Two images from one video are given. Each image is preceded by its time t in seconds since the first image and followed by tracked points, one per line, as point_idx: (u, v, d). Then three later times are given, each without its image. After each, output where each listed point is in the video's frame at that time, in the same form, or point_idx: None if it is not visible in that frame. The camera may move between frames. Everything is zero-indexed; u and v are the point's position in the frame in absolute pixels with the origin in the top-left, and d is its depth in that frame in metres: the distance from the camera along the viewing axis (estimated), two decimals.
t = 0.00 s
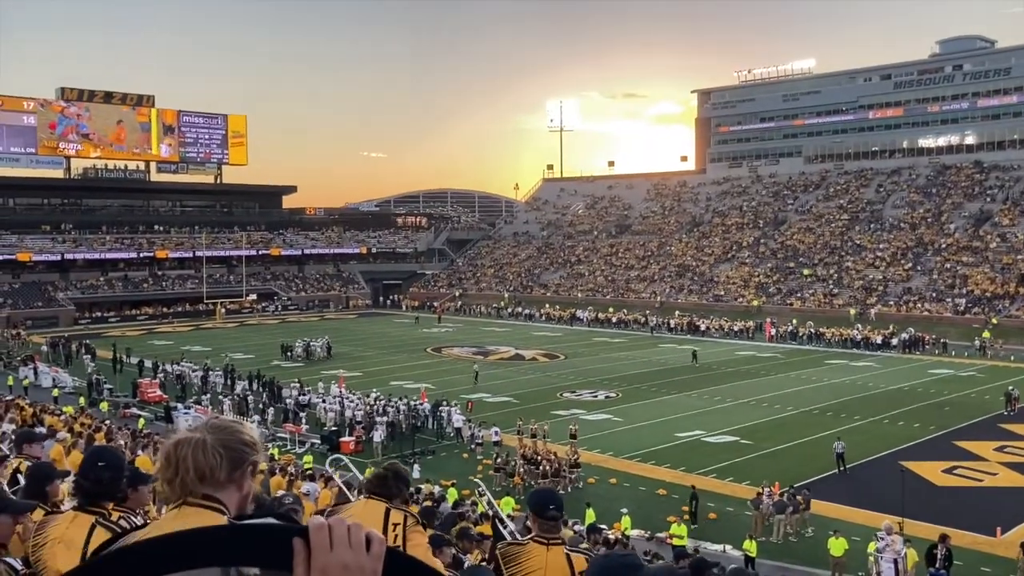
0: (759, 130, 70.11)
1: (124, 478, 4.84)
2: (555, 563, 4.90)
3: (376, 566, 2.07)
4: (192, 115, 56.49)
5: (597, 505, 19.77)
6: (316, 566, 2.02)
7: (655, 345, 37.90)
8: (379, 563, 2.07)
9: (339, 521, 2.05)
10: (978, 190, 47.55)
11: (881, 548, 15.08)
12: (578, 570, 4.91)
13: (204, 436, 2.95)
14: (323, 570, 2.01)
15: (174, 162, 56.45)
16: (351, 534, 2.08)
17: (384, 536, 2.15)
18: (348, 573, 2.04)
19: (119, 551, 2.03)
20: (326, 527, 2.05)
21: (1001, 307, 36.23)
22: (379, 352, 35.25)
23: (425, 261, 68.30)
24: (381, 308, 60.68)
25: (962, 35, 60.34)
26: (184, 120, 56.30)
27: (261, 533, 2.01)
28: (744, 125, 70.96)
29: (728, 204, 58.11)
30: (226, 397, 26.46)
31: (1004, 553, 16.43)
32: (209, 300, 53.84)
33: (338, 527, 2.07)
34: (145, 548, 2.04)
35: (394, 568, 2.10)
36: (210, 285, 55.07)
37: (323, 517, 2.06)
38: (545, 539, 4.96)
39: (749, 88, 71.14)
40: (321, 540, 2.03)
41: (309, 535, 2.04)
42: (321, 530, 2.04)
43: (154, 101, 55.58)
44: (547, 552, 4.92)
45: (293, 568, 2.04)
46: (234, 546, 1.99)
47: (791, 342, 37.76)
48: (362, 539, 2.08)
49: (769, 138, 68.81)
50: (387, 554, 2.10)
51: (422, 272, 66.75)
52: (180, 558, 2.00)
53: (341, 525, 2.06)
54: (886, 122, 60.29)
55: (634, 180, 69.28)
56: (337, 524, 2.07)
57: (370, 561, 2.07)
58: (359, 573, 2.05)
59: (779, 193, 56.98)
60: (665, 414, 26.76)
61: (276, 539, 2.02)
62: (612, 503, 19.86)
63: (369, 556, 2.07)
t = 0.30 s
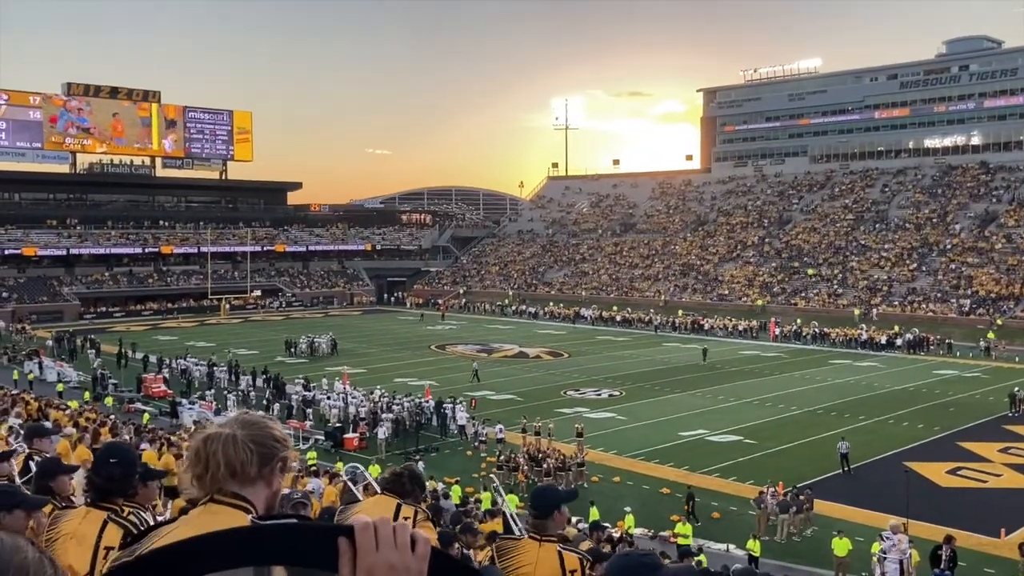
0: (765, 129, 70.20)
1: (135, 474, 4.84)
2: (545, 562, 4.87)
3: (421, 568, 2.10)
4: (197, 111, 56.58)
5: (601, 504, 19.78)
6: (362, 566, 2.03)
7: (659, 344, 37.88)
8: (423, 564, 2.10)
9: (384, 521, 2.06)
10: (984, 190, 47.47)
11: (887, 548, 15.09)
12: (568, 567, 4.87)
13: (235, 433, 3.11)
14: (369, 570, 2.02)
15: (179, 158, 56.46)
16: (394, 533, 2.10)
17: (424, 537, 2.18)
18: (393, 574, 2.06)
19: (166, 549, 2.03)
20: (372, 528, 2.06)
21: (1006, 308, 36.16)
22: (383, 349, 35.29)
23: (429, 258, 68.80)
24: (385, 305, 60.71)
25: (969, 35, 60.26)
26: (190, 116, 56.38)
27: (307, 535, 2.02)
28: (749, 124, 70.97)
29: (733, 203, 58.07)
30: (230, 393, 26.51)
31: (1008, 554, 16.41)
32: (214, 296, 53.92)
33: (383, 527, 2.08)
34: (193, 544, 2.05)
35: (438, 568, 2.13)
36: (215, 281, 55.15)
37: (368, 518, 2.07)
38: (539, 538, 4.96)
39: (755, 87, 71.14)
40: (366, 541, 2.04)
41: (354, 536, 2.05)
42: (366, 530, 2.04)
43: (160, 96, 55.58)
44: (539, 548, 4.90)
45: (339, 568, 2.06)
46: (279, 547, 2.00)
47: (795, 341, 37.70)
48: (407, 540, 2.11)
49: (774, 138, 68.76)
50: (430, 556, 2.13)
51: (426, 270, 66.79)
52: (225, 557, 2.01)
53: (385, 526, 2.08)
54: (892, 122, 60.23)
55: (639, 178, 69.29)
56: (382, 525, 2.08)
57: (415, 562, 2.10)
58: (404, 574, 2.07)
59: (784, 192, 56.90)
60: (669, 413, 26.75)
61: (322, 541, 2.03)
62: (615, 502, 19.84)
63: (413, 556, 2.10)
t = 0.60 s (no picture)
0: (771, 130, 70.25)
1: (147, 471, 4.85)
2: (547, 564, 4.83)
3: (450, 566, 2.11)
4: (204, 108, 56.59)
5: (605, 503, 19.77)
6: (392, 565, 2.03)
7: (663, 344, 37.87)
8: (452, 562, 2.12)
9: (415, 519, 2.07)
10: (991, 192, 47.36)
11: (892, 550, 15.08)
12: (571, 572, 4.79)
13: (253, 431, 3.11)
14: (399, 569, 2.03)
15: (185, 155, 56.54)
16: (425, 531, 2.11)
17: (454, 536, 2.18)
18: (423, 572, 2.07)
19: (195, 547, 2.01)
20: (402, 526, 2.06)
21: (1011, 310, 36.07)
22: (387, 347, 35.32)
23: (434, 256, 68.87)
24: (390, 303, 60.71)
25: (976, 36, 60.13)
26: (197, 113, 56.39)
27: (340, 533, 2.02)
28: (755, 125, 70.92)
29: (739, 204, 58.03)
30: (234, 389, 26.56)
31: (1013, 557, 16.38)
32: (219, 293, 54.01)
33: (413, 525, 2.09)
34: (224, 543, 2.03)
35: (466, 566, 2.15)
36: (220, 278, 55.24)
37: (398, 516, 2.08)
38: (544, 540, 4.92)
39: (761, 88, 71.07)
40: (398, 540, 2.04)
41: (384, 532, 2.05)
42: (397, 528, 2.04)
43: (166, 93, 55.45)
44: (543, 551, 4.88)
45: (369, 564, 2.05)
46: (312, 545, 2.00)
47: (799, 343, 37.64)
48: (437, 538, 2.12)
49: (780, 138, 68.70)
50: (460, 553, 2.14)
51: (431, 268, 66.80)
52: (256, 554, 1.99)
53: (416, 524, 2.09)
54: (898, 123, 60.16)
55: (645, 178, 69.31)
56: (412, 523, 2.09)
57: (445, 559, 2.11)
58: (433, 572, 2.09)
59: (790, 193, 56.79)
60: (672, 413, 26.75)
61: (354, 540, 2.03)
62: (618, 502, 19.84)
63: (443, 555, 2.12)
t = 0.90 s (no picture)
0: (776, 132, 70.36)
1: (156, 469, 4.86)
2: (564, 563, 4.84)
3: (467, 563, 2.05)
4: (209, 108, 56.67)
5: (608, 505, 19.74)
6: (408, 562, 1.97)
7: (666, 345, 37.84)
8: (468, 560, 2.05)
9: (433, 515, 2.02)
10: (996, 195, 47.27)
11: (895, 553, 15.04)
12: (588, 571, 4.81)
13: (263, 430, 3.10)
14: (415, 565, 1.97)
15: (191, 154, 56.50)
16: (442, 530, 2.05)
17: (469, 532, 2.13)
18: (440, 570, 2.02)
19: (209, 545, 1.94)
20: (419, 522, 2.02)
21: (1017, 313, 36.00)
22: (391, 347, 35.34)
23: (438, 257, 68.89)
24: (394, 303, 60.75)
25: (983, 39, 60.08)
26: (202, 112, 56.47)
27: (358, 530, 1.98)
28: (759, 127, 70.93)
29: (743, 205, 57.99)
30: (239, 388, 26.59)
31: (1017, 560, 16.33)
32: (224, 292, 54.08)
33: (429, 522, 2.05)
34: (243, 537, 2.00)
35: (484, 567, 2.07)
36: (225, 277, 55.31)
37: (414, 513, 2.04)
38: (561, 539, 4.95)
39: (766, 89, 71.06)
40: (414, 537, 1.99)
41: (401, 530, 2.00)
42: (414, 525, 2.00)
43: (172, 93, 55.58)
44: (560, 551, 4.88)
45: (386, 563, 2.00)
46: (333, 542, 1.94)
47: (804, 345, 37.61)
48: (453, 535, 2.07)
49: (785, 140, 68.68)
50: (476, 551, 2.08)
51: (435, 269, 66.83)
52: (271, 550, 1.93)
53: (433, 521, 2.04)
54: (903, 126, 60.14)
55: (650, 180, 69.31)
56: (429, 519, 2.04)
57: (461, 556, 2.05)
58: (451, 570, 2.03)
59: (795, 195, 56.72)
60: (676, 415, 26.74)
61: (368, 537, 1.98)
62: (622, 503, 19.83)
63: (459, 552, 2.05)
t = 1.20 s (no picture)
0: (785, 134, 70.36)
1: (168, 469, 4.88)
2: (576, 562, 4.87)
3: (479, 564, 2.03)
4: (218, 110, 56.85)
5: (616, 508, 19.72)
6: (421, 562, 1.97)
7: (674, 348, 37.80)
8: (480, 560, 2.04)
9: (447, 516, 2.02)
10: (1006, 199, 47.13)
11: (903, 557, 15.01)
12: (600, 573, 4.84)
13: (264, 431, 3.14)
14: (428, 566, 1.97)
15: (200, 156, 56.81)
16: (454, 530, 2.04)
17: (479, 533, 2.12)
18: (452, 570, 2.01)
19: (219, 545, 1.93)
20: (431, 523, 2.02)
21: None
22: (399, 349, 35.41)
23: (446, 258, 68.93)
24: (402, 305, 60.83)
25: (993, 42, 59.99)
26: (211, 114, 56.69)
27: (371, 531, 1.96)
28: (768, 129, 70.94)
29: (752, 208, 57.93)
30: (247, 390, 26.66)
31: None
32: (233, 293, 54.22)
33: (441, 523, 2.03)
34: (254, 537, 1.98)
35: (496, 568, 2.06)
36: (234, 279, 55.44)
37: (427, 513, 2.03)
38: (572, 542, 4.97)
39: (774, 93, 71.05)
40: (426, 537, 1.98)
41: (414, 530, 1.99)
42: (426, 526, 1.99)
43: (182, 94, 55.80)
44: (571, 554, 4.89)
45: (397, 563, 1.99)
46: (348, 543, 1.92)
47: (812, 348, 37.56)
48: (465, 535, 2.06)
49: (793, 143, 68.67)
50: (489, 551, 2.07)
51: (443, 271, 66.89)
52: (284, 548, 1.91)
53: (444, 522, 2.03)
54: (913, 129, 60.09)
55: (658, 182, 69.26)
56: (441, 521, 2.03)
57: (473, 556, 2.04)
58: (463, 571, 2.01)
59: (804, 198, 56.60)
60: (684, 418, 26.70)
61: (379, 538, 1.97)
62: (630, 506, 19.81)
63: (471, 552, 2.04)
